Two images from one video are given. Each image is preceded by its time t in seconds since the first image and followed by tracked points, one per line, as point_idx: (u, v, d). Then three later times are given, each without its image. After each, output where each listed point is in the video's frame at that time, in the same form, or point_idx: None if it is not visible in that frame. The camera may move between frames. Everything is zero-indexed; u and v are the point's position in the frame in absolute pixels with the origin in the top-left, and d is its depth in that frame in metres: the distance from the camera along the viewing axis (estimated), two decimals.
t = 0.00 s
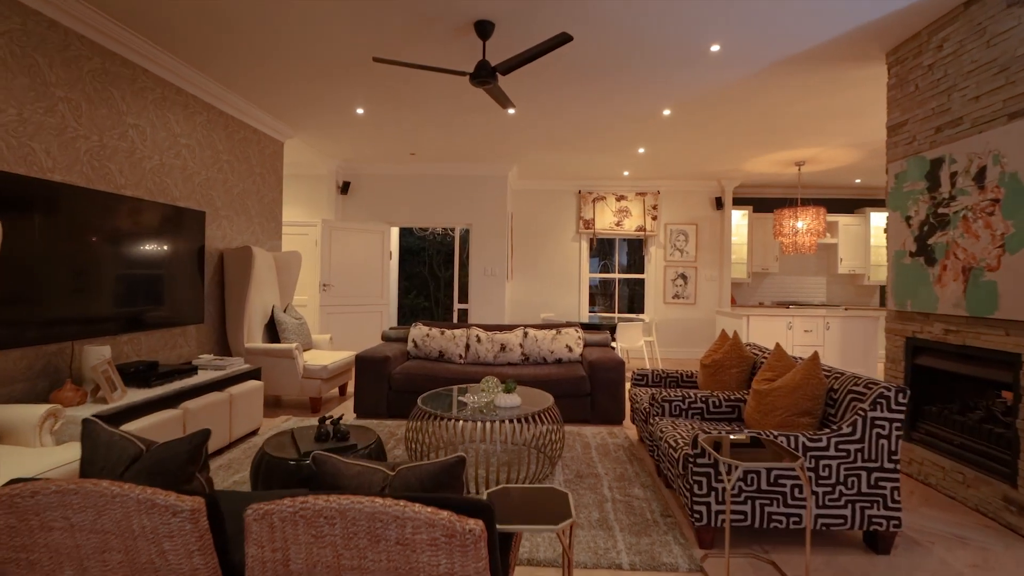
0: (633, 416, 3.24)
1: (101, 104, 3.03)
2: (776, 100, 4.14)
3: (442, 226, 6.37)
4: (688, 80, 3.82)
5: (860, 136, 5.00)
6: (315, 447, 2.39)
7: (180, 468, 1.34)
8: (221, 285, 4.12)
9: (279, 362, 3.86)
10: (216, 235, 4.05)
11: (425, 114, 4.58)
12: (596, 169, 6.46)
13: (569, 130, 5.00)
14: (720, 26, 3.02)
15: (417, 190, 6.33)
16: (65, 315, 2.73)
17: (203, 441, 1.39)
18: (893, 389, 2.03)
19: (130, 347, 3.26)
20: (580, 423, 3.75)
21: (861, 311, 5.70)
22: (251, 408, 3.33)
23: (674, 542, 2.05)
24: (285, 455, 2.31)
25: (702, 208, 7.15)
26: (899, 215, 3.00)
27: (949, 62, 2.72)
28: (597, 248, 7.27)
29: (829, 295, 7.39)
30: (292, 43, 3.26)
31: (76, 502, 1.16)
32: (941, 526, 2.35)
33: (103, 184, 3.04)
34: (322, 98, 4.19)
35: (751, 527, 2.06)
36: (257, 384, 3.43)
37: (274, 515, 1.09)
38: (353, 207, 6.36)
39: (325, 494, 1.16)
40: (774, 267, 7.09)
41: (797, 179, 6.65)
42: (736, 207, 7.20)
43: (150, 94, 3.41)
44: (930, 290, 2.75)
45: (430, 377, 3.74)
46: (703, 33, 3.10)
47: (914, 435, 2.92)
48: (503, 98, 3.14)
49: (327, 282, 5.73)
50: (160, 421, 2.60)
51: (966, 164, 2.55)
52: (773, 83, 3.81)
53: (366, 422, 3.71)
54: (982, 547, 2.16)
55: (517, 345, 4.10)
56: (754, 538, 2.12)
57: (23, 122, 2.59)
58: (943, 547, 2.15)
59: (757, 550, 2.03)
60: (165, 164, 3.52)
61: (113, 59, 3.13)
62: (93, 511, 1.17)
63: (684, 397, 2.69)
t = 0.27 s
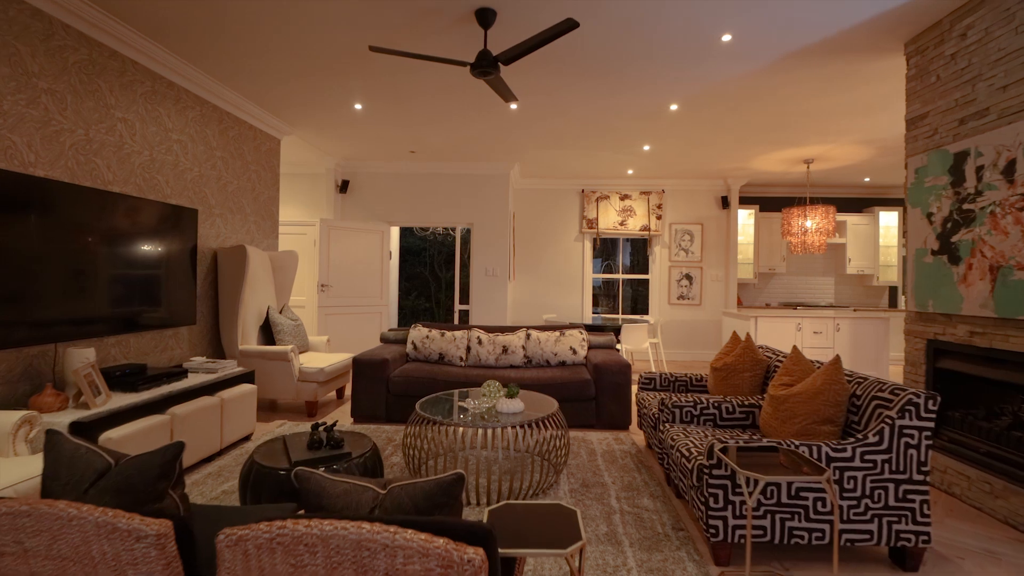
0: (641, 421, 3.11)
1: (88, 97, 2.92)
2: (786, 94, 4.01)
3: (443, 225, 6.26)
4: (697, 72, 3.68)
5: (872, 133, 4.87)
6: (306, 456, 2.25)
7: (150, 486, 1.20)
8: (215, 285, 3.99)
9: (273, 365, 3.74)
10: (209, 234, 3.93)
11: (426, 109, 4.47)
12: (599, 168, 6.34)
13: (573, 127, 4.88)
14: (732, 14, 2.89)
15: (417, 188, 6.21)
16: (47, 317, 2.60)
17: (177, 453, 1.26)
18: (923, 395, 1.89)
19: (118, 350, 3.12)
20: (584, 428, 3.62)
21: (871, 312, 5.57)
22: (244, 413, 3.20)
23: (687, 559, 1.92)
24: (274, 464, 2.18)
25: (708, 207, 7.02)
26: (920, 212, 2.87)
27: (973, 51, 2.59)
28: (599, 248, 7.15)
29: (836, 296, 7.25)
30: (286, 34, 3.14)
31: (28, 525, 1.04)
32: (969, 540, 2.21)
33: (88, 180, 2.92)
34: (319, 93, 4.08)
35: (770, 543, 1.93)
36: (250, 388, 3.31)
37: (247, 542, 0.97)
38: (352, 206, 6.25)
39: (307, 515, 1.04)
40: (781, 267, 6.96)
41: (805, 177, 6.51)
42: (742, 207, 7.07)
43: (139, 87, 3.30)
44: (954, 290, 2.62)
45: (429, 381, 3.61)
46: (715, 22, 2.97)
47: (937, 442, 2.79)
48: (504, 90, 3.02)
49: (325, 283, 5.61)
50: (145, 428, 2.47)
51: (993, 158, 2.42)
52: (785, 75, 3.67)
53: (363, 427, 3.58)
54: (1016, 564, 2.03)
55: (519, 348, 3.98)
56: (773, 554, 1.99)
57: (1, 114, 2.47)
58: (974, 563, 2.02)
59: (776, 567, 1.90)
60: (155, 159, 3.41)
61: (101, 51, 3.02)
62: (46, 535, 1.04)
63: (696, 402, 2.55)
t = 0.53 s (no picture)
0: (648, 426, 2.99)
1: (71, 89, 2.81)
2: (796, 87, 3.89)
3: (443, 224, 6.14)
4: (705, 63, 3.56)
5: (882, 128, 4.75)
6: (295, 464, 2.13)
7: (107, 506, 1.06)
8: (206, 285, 3.87)
9: (266, 367, 3.63)
10: (201, 232, 3.81)
11: (425, 105, 4.35)
12: (602, 166, 6.22)
13: (575, 122, 4.76)
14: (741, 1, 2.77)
15: (416, 186, 6.09)
16: (25, 317, 2.48)
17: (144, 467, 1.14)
18: (952, 401, 1.77)
19: (103, 352, 3.00)
20: (587, 433, 3.49)
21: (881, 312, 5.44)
22: (234, 418, 3.08)
23: None
24: (261, 474, 2.06)
25: (712, 206, 6.89)
26: (940, 208, 2.74)
27: (997, 38, 2.46)
28: (602, 248, 7.03)
29: (843, 296, 7.12)
30: (277, 24, 3.03)
31: None
32: (998, 555, 2.08)
33: (71, 175, 2.80)
34: (314, 87, 3.96)
35: (788, 559, 1.80)
36: (242, 390, 3.19)
37: None
38: (350, 205, 6.14)
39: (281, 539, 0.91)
40: (787, 267, 6.83)
41: (812, 175, 6.39)
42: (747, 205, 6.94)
43: (126, 80, 3.18)
44: (978, 289, 2.49)
45: (427, 384, 3.49)
46: (724, 9, 2.84)
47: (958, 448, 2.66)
48: (503, 81, 2.90)
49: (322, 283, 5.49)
50: (126, 434, 2.35)
51: (1019, 149, 2.29)
52: (795, 67, 3.55)
53: (358, 432, 3.46)
54: None
55: (520, 349, 3.86)
56: (791, 571, 1.86)
57: None
58: None
59: None
60: (143, 155, 3.29)
61: (85, 41, 2.91)
62: None
63: (706, 408, 2.42)
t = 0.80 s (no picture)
0: (654, 432, 2.87)
1: (50, 80, 2.68)
2: (807, 78, 3.75)
3: (442, 223, 6.02)
4: (714, 53, 3.42)
5: (894, 123, 4.61)
6: (280, 475, 2.00)
7: (42, 536, 0.91)
8: (196, 285, 3.73)
9: (259, 370, 3.51)
10: (192, 230, 3.68)
11: (423, 99, 4.22)
12: (605, 163, 6.09)
13: (577, 117, 4.63)
14: None
15: (415, 184, 5.97)
16: None
17: (91, 488, 1.00)
18: (987, 410, 1.63)
19: (85, 355, 2.87)
20: (591, 438, 3.37)
21: (892, 313, 5.29)
22: (223, 423, 2.95)
23: None
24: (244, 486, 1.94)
25: (717, 204, 6.76)
26: (963, 204, 2.61)
27: None
28: (604, 247, 6.90)
29: (851, 296, 6.99)
30: (268, 13, 2.89)
31: None
32: None
33: (51, 170, 2.67)
34: (308, 82, 3.84)
35: None
36: (231, 394, 3.07)
37: None
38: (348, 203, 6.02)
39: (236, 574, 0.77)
40: (794, 266, 6.70)
41: (820, 172, 6.25)
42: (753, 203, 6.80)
43: (111, 71, 3.05)
44: (1004, 289, 2.36)
45: (425, 387, 3.36)
46: None
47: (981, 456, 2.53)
48: (503, 70, 2.77)
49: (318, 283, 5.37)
50: (104, 442, 2.22)
51: None
52: (808, 57, 3.40)
53: (353, 437, 3.33)
54: None
55: (521, 351, 3.73)
56: None
57: None
58: None
59: None
60: (130, 149, 3.16)
61: (66, 30, 2.78)
62: None
63: (717, 414, 2.28)
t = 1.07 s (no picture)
0: (660, 439, 2.75)
1: (28, 71, 2.56)
2: (817, 71, 3.62)
3: (441, 222, 5.90)
4: (722, 44, 3.29)
5: (906, 119, 4.48)
6: (263, 488, 1.88)
7: None
8: (185, 286, 3.62)
9: (250, 373, 3.39)
10: (182, 229, 3.56)
11: (420, 95, 4.11)
12: (607, 161, 5.97)
13: (579, 114, 4.51)
14: None
15: (413, 182, 5.84)
16: None
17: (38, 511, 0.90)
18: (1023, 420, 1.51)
19: (67, 358, 2.74)
20: (593, 445, 3.24)
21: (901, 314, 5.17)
22: (210, 430, 2.84)
23: None
24: (225, 499, 1.82)
25: (721, 203, 6.63)
26: (984, 200, 2.49)
27: None
28: (607, 247, 6.77)
29: (857, 297, 6.86)
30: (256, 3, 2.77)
31: None
32: None
33: (30, 165, 2.55)
34: (301, 76, 3.72)
35: None
36: (219, 399, 2.96)
37: None
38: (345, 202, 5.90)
39: None
40: (799, 267, 6.57)
41: (826, 170, 6.13)
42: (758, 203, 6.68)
43: (95, 63, 2.93)
44: None
45: (421, 391, 3.24)
46: None
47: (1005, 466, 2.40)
48: (502, 61, 2.66)
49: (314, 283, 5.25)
50: (79, 452, 2.09)
51: None
52: (819, 49, 3.28)
53: (347, 443, 3.21)
54: None
55: (521, 354, 3.61)
56: None
57: None
58: None
59: None
60: (115, 145, 3.04)
61: (47, 19, 2.66)
62: None
63: (728, 422, 2.16)
